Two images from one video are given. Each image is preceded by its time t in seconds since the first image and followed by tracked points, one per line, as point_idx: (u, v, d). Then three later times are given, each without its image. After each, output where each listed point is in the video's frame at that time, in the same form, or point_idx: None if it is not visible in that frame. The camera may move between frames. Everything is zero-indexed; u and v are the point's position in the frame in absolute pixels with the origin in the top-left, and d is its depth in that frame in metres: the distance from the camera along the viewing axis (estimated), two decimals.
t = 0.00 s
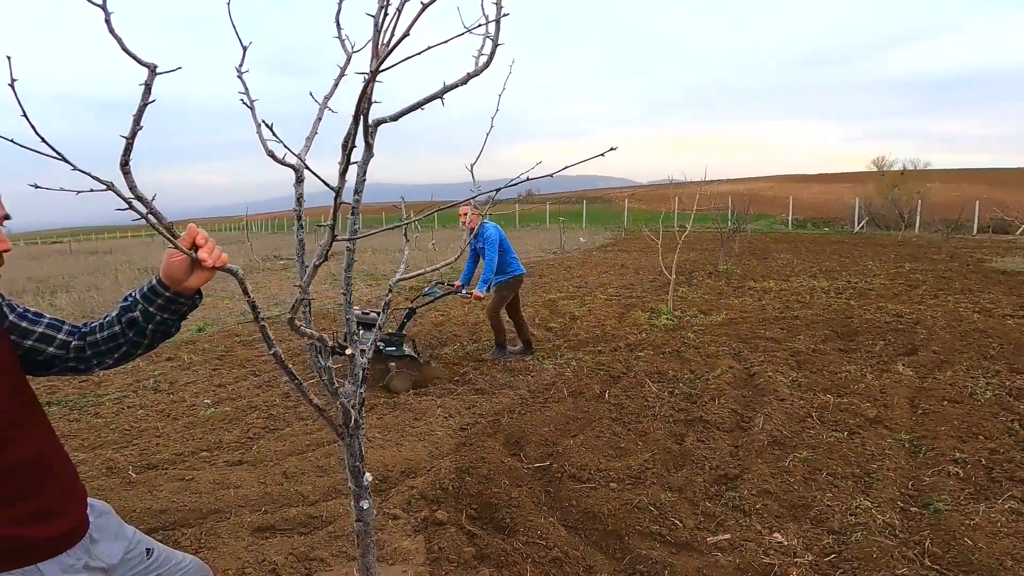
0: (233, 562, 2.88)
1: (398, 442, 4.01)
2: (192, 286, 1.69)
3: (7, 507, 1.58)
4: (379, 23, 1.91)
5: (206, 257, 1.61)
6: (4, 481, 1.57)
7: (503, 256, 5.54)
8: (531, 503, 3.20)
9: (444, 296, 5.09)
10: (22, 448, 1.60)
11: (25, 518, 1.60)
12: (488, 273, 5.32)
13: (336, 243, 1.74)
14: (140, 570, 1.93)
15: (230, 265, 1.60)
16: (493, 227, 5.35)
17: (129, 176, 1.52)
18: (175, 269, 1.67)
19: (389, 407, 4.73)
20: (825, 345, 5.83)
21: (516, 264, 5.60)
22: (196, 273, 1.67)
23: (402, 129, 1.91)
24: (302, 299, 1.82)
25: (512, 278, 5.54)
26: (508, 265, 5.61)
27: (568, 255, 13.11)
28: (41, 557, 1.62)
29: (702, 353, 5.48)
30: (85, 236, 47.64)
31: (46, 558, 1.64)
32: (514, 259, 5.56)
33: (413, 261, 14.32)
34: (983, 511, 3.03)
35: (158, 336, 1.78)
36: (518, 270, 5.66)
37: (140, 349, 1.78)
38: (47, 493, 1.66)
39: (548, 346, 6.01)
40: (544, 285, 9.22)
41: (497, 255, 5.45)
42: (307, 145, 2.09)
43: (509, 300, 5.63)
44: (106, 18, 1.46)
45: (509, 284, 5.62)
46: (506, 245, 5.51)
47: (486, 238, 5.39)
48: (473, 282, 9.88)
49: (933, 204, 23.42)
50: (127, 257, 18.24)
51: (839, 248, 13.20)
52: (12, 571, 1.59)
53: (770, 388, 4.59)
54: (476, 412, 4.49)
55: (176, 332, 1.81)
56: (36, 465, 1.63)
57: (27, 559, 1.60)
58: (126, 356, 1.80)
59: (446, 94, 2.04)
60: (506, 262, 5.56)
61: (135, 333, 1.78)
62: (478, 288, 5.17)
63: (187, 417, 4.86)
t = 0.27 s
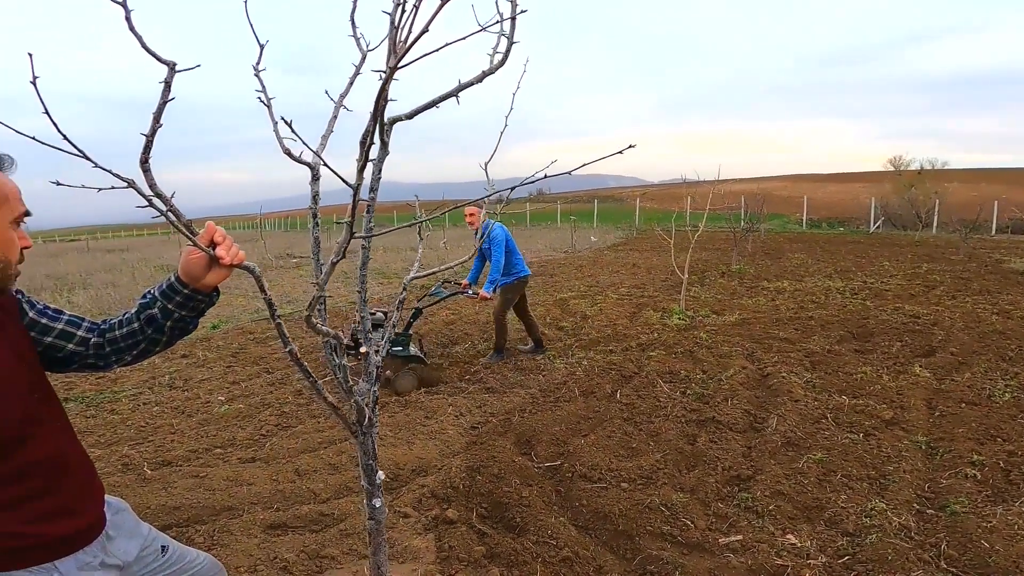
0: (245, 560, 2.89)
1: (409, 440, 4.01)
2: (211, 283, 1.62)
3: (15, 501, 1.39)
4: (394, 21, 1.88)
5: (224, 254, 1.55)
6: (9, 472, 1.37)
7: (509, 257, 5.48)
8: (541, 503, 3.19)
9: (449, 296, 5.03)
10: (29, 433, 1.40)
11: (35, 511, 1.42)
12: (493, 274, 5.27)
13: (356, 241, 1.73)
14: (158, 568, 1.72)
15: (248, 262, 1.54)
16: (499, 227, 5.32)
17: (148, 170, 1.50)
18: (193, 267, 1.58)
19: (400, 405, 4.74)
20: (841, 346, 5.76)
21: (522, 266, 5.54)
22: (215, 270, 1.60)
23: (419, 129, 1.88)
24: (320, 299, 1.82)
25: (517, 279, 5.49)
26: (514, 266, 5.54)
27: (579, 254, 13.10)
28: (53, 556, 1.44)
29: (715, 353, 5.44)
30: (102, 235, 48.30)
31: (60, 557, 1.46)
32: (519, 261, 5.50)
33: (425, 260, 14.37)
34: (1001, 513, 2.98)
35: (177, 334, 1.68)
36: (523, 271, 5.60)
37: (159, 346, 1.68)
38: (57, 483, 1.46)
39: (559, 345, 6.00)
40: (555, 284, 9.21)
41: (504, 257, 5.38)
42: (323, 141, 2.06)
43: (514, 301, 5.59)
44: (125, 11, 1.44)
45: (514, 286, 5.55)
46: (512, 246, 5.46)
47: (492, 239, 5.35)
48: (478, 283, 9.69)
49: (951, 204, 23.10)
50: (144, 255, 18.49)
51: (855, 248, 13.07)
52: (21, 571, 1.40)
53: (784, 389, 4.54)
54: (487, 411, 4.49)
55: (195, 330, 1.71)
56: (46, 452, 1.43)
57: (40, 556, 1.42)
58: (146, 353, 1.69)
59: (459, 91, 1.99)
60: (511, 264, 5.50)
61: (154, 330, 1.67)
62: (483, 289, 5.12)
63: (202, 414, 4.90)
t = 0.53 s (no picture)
0: (269, 556, 2.92)
1: (430, 438, 4.02)
2: (244, 280, 1.63)
3: (46, 500, 1.35)
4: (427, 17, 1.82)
5: (257, 251, 1.56)
6: (37, 471, 1.33)
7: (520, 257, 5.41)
8: (563, 503, 3.17)
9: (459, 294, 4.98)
10: (56, 432, 1.35)
11: (65, 510, 1.38)
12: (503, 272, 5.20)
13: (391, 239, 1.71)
14: (186, 566, 1.66)
15: (280, 261, 1.55)
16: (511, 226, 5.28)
17: (184, 169, 1.50)
18: (227, 264, 1.60)
19: (422, 403, 4.76)
20: (870, 349, 5.64)
21: (533, 267, 5.46)
22: (248, 268, 1.61)
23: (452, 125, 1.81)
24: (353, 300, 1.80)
25: (525, 280, 5.42)
26: (524, 267, 5.46)
27: (601, 253, 13.04)
28: (85, 554, 1.40)
29: (739, 355, 5.36)
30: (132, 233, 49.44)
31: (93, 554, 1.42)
32: (531, 262, 5.42)
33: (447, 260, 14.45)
34: None
35: (210, 331, 1.69)
36: (534, 273, 5.51)
37: (193, 344, 1.69)
38: (86, 481, 1.42)
39: (581, 345, 5.96)
40: (576, 284, 9.18)
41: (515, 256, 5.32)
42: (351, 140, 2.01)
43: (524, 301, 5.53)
44: (160, 9, 1.43)
45: (523, 287, 5.46)
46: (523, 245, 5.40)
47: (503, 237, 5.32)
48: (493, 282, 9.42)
49: (985, 204, 22.47)
50: (174, 252, 18.91)
51: (884, 249, 12.79)
52: (52, 570, 1.36)
53: (811, 392, 4.46)
54: (508, 410, 4.48)
55: (227, 327, 1.73)
56: (75, 450, 1.38)
57: (71, 555, 1.38)
58: (179, 351, 1.71)
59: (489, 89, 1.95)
60: (522, 265, 5.43)
61: (187, 328, 1.69)
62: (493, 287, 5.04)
63: (228, 411, 4.98)
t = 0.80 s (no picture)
0: (280, 556, 2.93)
1: (440, 439, 4.02)
2: (260, 281, 1.64)
3: (62, 500, 1.34)
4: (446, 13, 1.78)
5: (273, 251, 1.57)
6: (58, 471, 1.32)
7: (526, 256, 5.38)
8: (573, 505, 3.16)
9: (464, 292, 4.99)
10: (77, 431, 1.34)
11: (83, 509, 1.37)
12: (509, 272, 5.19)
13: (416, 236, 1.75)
14: (199, 567, 1.67)
15: (297, 261, 1.55)
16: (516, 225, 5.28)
17: (202, 169, 1.51)
18: (244, 265, 1.61)
19: (432, 403, 4.76)
20: (885, 352, 5.58)
21: (539, 266, 5.43)
22: (264, 268, 1.62)
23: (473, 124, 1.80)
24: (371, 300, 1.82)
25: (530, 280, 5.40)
26: (531, 266, 5.43)
27: (611, 254, 13.00)
28: (100, 554, 1.40)
29: (752, 357, 5.32)
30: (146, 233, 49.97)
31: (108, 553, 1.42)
32: (537, 261, 5.39)
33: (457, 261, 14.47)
34: None
35: (226, 331, 1.71)
36: (541, 272, 5.49)
37: (210, 343, 1.71)
38: (104, 480, 1.42)
39: (591, 346, 5.95)
40: (587, 285, 9.16)
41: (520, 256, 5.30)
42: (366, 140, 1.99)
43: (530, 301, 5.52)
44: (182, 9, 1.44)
45: (529, 286, 5.44)
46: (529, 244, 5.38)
47: (508, 236, 5.33)
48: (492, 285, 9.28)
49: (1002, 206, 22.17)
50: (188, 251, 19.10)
51: (898, 251, 12.65)
52: (69, 570, 1.36)
53: (825, 395, 4.42)
54: (518, 411, 4.48)
55: (242, 327, 1.75)
56: (94, 449, 1.38)
57: (87, 555, 1.38)
58: (196, 350, 1.72)
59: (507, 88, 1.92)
60: (528, 264, 5.40)
61: (204, 327, 1.70)
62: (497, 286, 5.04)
63: (239, 409, 5.01)
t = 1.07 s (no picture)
0: (289, 557, 2.94)
1: (449, 440, 4.02)
2: (276, 282, 1.65)
3: (79, 501, 1.35)
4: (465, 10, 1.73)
5: (290, 252, 1.57)
6: (76, 471, 1.33)
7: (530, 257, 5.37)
8: (582, 508, 3.15)
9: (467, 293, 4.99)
10: (94, 431, 1.35)
11: (100, 510, 1.38)
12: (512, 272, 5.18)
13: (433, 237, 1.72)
14: (211, 568, 1.68)
15: (312, 262, 1.55)
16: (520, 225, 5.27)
17: (220, 170, 1.52)
18: (261, 265, 1.62)
19: (441, 404, 4.77)
20: (898, 356, 5.53)
21: (543, 267, 5.42)
22: (281, 268, 1.63)
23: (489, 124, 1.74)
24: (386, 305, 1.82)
25: (535, 281, 5.37)
26: (535, 267, 5.42)
27: (620, 256, 12.97)
28: (118, 555, 1.40)
29: (762, 361, 5.29)
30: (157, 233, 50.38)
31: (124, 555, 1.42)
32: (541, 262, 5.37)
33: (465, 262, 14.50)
34: None
35: (241, 332, 1.72)
36: (545, 273, 5.47)
37: (225, 344, 1.72)
38: (119, 481, 1.42)
39: (600, 348, 5.93)
40: (595, 286, 9.15)
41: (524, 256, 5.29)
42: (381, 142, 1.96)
43: (535, 303, 5.49)
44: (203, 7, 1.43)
45: (533, 287, 5.43)
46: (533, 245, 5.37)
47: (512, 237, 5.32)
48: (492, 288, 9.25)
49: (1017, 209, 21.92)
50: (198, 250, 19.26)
51: (911, 254, 12.54)
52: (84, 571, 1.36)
53: (837, 399, 4.38)
54: (527, 413, 4.47)
55: (258, 329, 1.75)
56: (111, 449, 1.39)
57: (105, 556, 1.38)
58: (212, 351, 1.73)
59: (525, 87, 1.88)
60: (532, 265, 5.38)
61: (221, 328, 1.71)
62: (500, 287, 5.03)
63: (249, 409, 5.04)
